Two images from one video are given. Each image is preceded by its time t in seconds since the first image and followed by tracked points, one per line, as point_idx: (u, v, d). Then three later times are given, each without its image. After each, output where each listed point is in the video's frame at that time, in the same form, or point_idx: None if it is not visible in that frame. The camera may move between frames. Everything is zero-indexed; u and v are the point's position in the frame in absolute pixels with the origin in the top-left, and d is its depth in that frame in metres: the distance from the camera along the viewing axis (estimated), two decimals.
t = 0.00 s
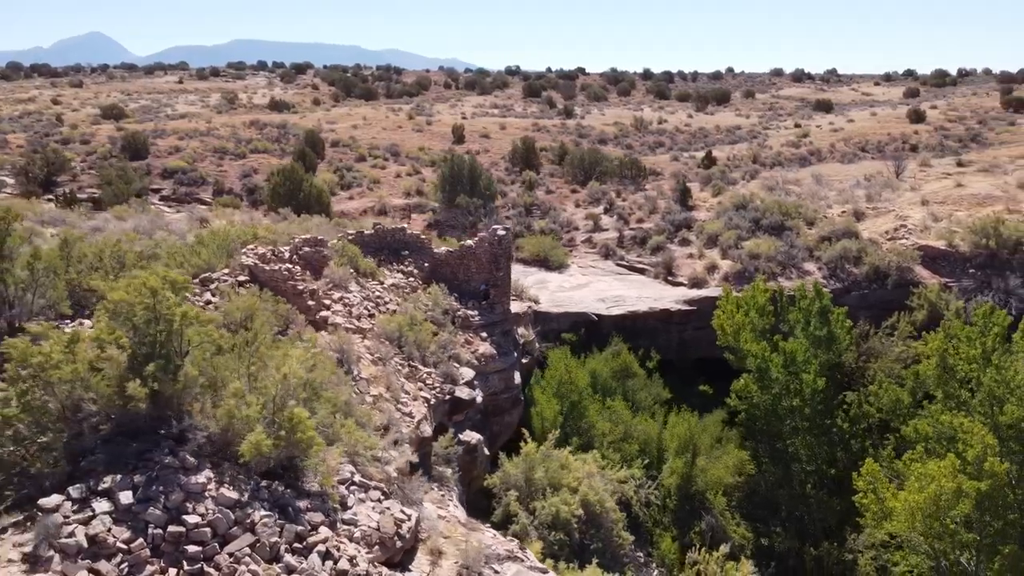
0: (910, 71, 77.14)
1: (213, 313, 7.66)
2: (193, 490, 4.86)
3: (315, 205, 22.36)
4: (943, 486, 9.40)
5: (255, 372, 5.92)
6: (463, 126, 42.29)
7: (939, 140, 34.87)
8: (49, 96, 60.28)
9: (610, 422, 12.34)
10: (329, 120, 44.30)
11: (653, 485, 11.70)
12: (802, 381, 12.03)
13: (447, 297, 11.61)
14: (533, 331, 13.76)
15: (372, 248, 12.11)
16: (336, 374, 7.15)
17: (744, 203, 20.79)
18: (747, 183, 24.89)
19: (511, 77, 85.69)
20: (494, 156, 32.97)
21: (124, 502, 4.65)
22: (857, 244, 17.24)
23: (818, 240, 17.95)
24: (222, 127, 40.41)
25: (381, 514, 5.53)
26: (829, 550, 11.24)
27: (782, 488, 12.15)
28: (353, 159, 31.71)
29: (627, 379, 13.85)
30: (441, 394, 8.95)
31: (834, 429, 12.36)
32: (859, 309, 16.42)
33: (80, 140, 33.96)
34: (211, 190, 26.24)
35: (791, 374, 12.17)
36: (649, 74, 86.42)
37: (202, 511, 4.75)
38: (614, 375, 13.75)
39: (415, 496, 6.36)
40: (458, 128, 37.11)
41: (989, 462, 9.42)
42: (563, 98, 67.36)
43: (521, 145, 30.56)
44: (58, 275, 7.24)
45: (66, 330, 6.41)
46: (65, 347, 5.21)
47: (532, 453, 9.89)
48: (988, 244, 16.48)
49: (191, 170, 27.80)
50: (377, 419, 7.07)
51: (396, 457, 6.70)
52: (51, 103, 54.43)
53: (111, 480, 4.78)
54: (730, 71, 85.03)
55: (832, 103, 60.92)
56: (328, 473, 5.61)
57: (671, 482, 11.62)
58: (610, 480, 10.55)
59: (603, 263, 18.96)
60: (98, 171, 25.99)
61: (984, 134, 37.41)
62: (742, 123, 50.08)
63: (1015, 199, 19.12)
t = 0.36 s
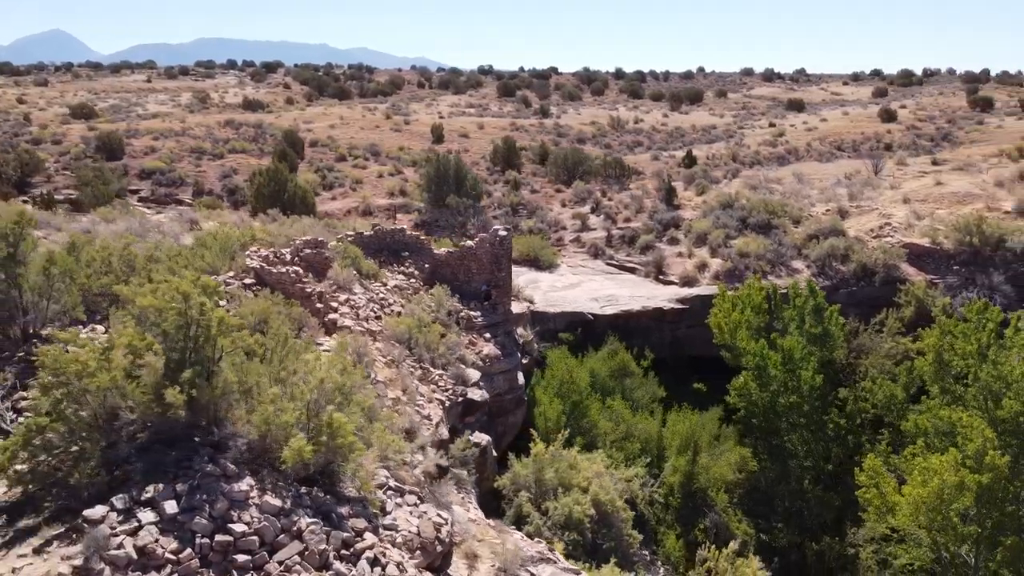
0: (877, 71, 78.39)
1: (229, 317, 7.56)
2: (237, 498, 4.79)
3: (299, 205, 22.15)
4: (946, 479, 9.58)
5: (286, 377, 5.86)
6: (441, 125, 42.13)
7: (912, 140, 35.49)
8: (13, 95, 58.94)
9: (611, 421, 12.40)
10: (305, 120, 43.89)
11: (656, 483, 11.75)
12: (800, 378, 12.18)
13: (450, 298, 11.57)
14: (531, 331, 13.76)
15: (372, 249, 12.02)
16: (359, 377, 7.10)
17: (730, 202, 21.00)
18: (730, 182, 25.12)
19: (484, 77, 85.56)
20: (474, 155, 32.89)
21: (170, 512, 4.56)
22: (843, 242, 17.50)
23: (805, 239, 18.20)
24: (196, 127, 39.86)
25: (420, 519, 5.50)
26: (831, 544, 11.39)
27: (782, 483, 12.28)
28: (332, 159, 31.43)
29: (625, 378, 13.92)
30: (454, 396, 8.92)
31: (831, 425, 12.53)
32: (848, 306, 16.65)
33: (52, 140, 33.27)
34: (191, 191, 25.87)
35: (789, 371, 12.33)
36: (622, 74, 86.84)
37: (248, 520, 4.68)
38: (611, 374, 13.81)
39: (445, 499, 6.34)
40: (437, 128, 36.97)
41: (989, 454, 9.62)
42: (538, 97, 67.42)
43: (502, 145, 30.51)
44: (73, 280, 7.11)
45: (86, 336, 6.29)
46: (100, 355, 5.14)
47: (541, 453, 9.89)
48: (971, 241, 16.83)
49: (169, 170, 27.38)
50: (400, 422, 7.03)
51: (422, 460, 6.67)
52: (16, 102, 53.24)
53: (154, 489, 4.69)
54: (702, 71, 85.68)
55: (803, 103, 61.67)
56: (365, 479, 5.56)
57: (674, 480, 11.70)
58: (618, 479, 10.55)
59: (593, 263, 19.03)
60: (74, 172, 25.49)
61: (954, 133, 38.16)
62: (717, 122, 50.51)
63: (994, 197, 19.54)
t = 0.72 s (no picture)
0: (845, 71, 79.59)
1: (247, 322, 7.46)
2: (284, 508, 4.72)
3: (284, 207, 21.91)
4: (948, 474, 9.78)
5: (319, 383, 5.80)
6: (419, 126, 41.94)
7: (885, 139, 36.08)
8: None
9: (613, 421, 12.46)
10: (281, 120, 43.42)
11: (660, 481, 11.82)
12: (799, 376, 12.35)
13: (453, 299, 11.51)
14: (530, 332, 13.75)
15: (373, 251, 11.94)
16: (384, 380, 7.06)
17: (715, 202, 21.19)
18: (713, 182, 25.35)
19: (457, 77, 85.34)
20: (455, 156, 32.78)
21: (219, 523, 4.49)
22: (831, 241, 17.76)
23: (792, 239, 18.43)
24: (170, 127, 39.24)
25: (460, 524, 5.47)
26: (832, 540, 11.55)
27: (783, 480, 12.43)
28: (312, 160, 31.13)
29: (623, 378, 13.99)
30: (468, 399, 8.89)
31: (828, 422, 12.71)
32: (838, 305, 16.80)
33: (21, 141, 32.50)
34: (170, 193, 25.46)
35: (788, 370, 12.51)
36: (594, 74, 87.27)
37: (298, 529, 4.62)
38: (610, 374, 13.87)
39: (477, 504, 6.33)
40: (416, 129, 36.78)
41: (990, 449, 9.84)
42: (513, 97, 67.43)
43: (483, 145, 30.43)
44: (91, 287, 6.97)
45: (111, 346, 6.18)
46: (140, 363, 5.07)
47: (551, 456, 9.90)
48: (955, 240, 17.15)
49: (146, 172, 26.91)
50: (424, 425, 6.99)
51: (450, 465, 6.64)
52: None
53: (201, 500, 4.62)
54: (673, 71, 86.35)
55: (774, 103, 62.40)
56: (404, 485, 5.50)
57: (678, 479, 11.79)
58: (627, 479, 10.57)
59: (583, 263, 19.09)
60: (48, 174, 24.95)
61: (925, 134, 38.90)
62: (691, 122, 50.96)
63: (973, 196, 19.94)
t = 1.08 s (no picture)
0: (813, 72, 80.73)
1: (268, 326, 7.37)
2: (337, 514, 4.68)
3: (268, 208, 21.66)
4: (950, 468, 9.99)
5: (358, 387, 5.76)
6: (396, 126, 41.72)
7: (858, 139, 36.67)
8: None
9: (614, 420, 12.53)
10: (256, 121, 42.92)
11: (663, 480, 11.90)
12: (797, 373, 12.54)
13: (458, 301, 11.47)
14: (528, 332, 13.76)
15: (374, 254, 11.87)
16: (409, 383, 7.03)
17: (701, 202, 21.39)
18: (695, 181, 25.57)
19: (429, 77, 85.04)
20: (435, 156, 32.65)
21: (275, 532, 4.43)
22: (817, 240, 18.02)
23: (779, 238, 18.68)
24: (142, 128, 38.59)
25: (503, 527, 5.46)
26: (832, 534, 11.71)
27: (781, 477, 12.59)
28: (292, 161, 30.83)
29: (620, 377, 14.07)
30: (482, 401, 8.84)
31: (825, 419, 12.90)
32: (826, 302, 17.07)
33: None
34: (149, 194, 25.05)
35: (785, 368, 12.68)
36: (566, 74, 87.51)
37: (353, 535, 4.58)
38: (607, 373, 13.94)
39: (510, 506, 6.32)
40: (395, 129, 36.58)
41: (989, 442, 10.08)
42: (487, 97, 67.37)
43: (463, 146, 30.35)
44: (114, 294, 6.86)
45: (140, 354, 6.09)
46: (186, 371, 5.01)
47: (562, 456, 9.90)
48: (938, 238, 17.49)
49: (123, 174, 26.44)
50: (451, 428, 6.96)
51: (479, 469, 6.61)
52: None
53: (255, 508, 4.56)
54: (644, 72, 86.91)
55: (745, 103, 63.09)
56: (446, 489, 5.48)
57: (681, 477, 11.87)
58: (635, 477, 10.63)
59: (573, 263, 19.15)
60: (22, 175, 24.40)
61: (896, 133, 39.58)
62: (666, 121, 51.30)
63: (952, 195, 20.35)
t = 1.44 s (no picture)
0: (780, 72, 81.75)
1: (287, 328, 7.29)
2: (392, 519, 4.65)
3: (251, 209, 21.38)
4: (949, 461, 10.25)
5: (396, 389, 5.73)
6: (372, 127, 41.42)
7: (830, 139, 37.24)
8: None
9: (615, 419, 12.61)
10: (229, 121, 42.35)
11: (667, 477, 11.99)
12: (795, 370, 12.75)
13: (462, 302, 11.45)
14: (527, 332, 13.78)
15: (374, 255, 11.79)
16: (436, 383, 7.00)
17: (685, 201, 21.60)
18: (677, 181, 25.77)
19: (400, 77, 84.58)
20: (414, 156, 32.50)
21: (335, 538, 4.38)
22: (803, 238, 18.31)
23: (765, 237, 18.94)
24: (112, 128, 37.85)
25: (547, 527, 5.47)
26: (833, 528, 11.88)
27: (780, 472, 12.75)
28: (269, 161, 30.46)
29: (617, 376, 14.18)
30: (495, 403, 8.82)
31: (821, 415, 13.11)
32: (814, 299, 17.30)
33: None
34: (126, 196, 24.58)
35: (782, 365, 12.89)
36: (536, 74, 87.61)
37: (411, 540, 4.56)
38: (605, 371, 14.00)
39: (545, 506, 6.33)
40: (372, 129, 36.34)
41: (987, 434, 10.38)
42: (459, 97, 67.19)
43: (443, 147, 30.24)
44: (138, 298, 6.72)
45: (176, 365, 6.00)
46: (236, 376, 4.96)
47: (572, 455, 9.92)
48: (920, 235, 17.86)
49: (98, 176, 25.90)
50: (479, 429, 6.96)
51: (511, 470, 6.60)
52: None
53: (311, 515, 4.52)
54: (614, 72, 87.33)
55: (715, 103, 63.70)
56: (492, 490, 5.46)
57: (684, 474, 11.96)
58: (643, 474, 10.69)
59: (562, 262, 19.21)
60: None
61: (867, 133, 40.28)
62: (639, 121, 51.60)
63: (930, 194, 20.78)
